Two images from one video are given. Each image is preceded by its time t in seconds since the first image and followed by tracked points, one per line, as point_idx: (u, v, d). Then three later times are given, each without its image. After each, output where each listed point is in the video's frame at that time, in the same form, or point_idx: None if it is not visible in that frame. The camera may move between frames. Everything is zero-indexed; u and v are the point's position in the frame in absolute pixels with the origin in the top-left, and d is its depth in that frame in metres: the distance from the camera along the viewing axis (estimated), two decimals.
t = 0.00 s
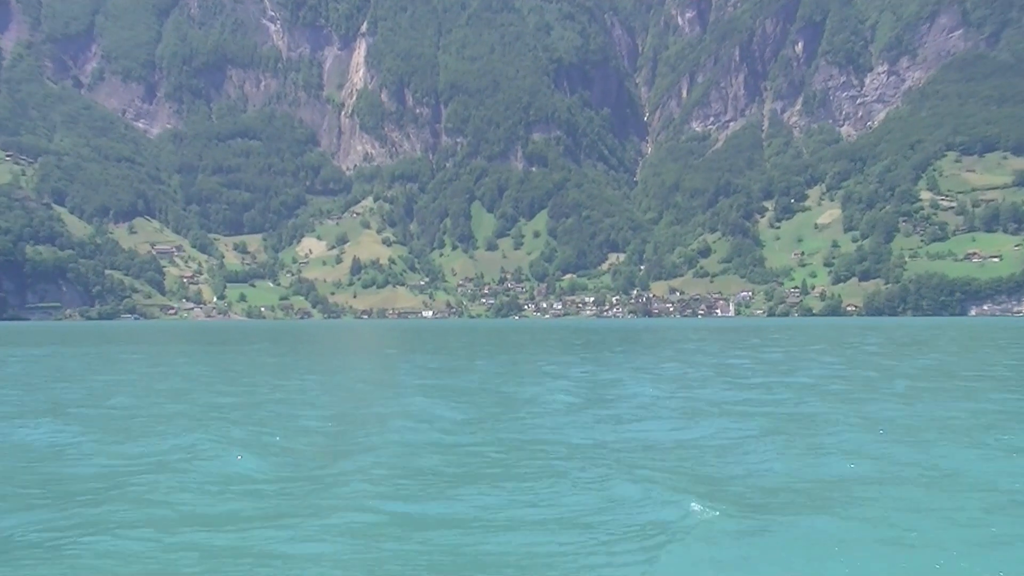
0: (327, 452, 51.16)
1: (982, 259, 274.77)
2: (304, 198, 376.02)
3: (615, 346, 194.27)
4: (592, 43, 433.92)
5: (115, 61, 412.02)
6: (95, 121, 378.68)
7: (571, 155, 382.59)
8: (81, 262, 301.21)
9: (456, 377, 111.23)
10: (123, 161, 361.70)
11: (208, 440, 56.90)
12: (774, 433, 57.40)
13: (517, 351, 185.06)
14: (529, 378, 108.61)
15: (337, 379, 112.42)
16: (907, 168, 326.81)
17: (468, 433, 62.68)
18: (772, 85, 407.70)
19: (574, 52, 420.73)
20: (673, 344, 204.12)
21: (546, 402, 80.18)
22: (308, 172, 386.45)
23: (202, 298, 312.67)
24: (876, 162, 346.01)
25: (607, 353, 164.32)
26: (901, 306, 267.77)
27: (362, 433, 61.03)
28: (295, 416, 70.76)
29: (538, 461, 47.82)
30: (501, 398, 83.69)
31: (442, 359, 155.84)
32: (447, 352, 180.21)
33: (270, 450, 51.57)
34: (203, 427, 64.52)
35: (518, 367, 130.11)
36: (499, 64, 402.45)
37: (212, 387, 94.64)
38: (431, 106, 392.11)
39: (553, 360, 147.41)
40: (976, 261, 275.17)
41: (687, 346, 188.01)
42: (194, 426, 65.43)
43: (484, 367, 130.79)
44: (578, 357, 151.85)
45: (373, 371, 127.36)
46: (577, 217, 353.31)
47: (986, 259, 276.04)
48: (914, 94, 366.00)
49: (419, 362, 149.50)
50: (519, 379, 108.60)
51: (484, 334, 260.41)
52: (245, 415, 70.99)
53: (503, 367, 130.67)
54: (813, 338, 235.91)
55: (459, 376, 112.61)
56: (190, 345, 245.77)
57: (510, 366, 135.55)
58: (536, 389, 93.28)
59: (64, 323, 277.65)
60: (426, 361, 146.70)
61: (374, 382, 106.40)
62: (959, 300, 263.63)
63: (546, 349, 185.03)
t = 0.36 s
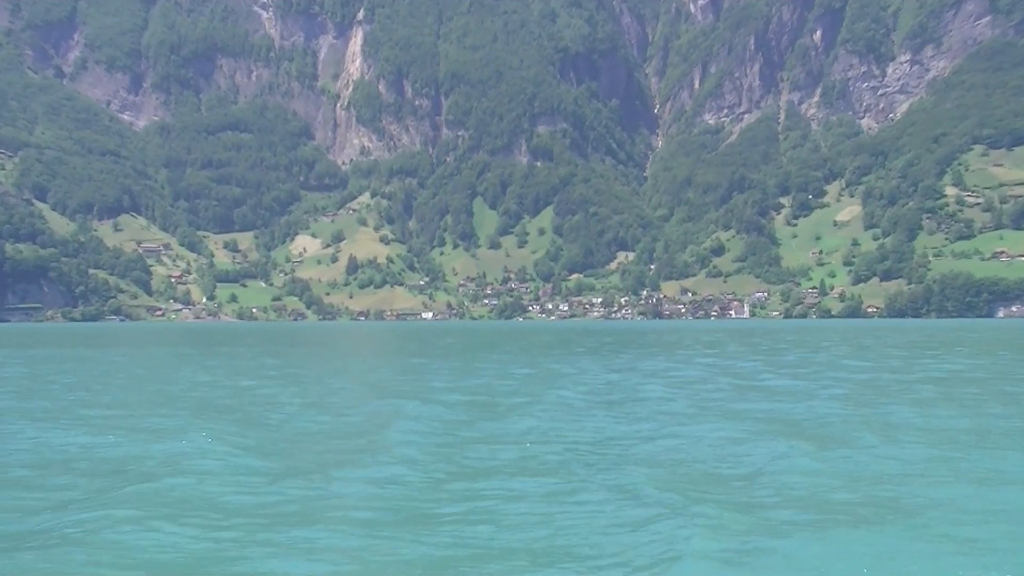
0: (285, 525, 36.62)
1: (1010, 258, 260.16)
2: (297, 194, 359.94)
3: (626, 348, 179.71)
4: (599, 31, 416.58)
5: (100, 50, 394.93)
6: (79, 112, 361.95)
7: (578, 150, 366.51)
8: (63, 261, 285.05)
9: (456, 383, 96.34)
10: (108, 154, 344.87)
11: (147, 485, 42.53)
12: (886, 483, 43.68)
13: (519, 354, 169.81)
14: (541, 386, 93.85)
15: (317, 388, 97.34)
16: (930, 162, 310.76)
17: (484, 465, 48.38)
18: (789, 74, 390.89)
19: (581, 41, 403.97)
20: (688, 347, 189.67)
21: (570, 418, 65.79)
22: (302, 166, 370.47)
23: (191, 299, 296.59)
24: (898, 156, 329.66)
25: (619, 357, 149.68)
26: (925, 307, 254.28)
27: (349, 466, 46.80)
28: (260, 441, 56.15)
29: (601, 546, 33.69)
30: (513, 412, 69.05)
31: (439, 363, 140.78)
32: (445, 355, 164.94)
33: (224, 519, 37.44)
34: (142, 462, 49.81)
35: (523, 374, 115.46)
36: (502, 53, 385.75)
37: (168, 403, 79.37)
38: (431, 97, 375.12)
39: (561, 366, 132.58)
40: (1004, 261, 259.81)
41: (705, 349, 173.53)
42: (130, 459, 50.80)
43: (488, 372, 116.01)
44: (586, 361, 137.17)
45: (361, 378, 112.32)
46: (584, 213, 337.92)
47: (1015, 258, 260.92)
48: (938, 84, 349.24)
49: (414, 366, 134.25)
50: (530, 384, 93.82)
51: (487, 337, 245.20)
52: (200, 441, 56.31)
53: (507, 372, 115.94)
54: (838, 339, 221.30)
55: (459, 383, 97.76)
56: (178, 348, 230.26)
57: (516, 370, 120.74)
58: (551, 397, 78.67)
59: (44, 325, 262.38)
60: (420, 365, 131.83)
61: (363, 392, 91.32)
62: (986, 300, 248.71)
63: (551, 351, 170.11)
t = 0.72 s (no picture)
0: None
1: None
2: (290, 190, 343.98)
3: (638, 353, 165.42)
4: (607, 19, 398.98)
5: (83, 39, 377.49)
6: (61, 104, 345.29)
7: (585, 143, 350.60)
8: (44, 261, 269.58)
9: (455, 406, 82.47)
10: (91, 149, 328.55)
11: None
12: None
13: (516, 358, 155.30)
14: (552, 410, 80.17)
15: (293, 408, 83.11)
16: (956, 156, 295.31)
17: (522, 571, 35.48)
18: (807, 64, 375.14)
19: (589, 29, 386.83)
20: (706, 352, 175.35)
21: (604, 470, 52.63)
22: (295, 161, 354.44)
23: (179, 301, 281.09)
24: (922, 149, 313.71)
25: (628, 363, 135.48)
26: (950, 308, 242.16)
27: None
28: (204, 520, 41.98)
29: None
30: (533, 456, 55.71)
31: (433, 370, 126.25)
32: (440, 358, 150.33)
33: None
34: (63, 567, 36.41)
35: (530, 385, 101.50)
36: (505, 42, 369.39)
37: (106, 442, 64.90)
38: (431, 89, 359.23)
39: (567, 373, 118.30)
40: None
41: (723, 356, 159.24)
42: (50, 560, 37.42)
43: (489, 385, 102.04)
44: (594, 370, 123.11)
45: (346, 392, 98.03)
46: (592, 210, 322.87)
47: None
48: (965, 74, 332.62)
49: (403, 374, 119.56)
50: (543, 410, 80.13)
51: (491, 341, 230.55)
52: (140, 519, 42.61)
53: (513, 385, 101.97)
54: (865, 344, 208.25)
55: (457, 404, 83.78)
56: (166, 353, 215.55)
57: (519, 380, 106.62)
58: (572, 436, 65.23)
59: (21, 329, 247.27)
60: (412, 375, 117.59)
61: (346, 415, 77.36)
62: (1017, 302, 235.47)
63: (553, 355, 155.79)
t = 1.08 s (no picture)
0: None
1: None
2: (283, 187, 328.41)
3: (654, 357, 150.75)
4: (615, 6, 382.43)
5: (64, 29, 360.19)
6: (41, 96, 328.71)
7: (593, 137, 334.49)
8: (24, 262, 254.51)
9: (460, 421, 68.19)
10: (74, 144, 312.44)
11: None
12: None
13: (518, 363, 140.28)
14: (571, 424, 65.98)
15: (260, 423, 68.60)
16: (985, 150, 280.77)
17: None
18: (828, 53, 359.41)
19: (597, 17, 370.55)
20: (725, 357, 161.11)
21: (668, 517, 38.82)
22: (289, 157, 338.56)
23: (168, 305, 265.07)
24: (948, 143, 298.43)
25: (643, 368, 120.95)
26: (978, 309, 230.08)
27: None
28: None
29: None
30: (579, 503, 41.61)
31: (429, 377, 111.52)
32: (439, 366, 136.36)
33: None
34: None
35: (540, 393, 87.11)
36: (508, 31, 353.61)
37: (25, 477, 50.59)
38: (431, 80, 344.36)
39: (577, 378, 103.75)
40: None
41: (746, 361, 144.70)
42: None
43: (493, 393, 87.61)
44: (607, 375, 108.70)
45: (327, 402, 83.42)
46: (600, 208, 307.92)
47: None
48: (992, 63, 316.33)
49: (394, 381, 104.72)
50: (562, 424, 65.85)
51: (495, 345, 215.60)
52: None
53: (520, 393, 87.45)
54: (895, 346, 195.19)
55: (457, 419, 69.54)
56: (152, 357, 200.23)
57: (525, 388, 92.12)
58: (602, 461, 51.38)
59: None
60: (407, 381, 102.86)
61: (328, 433, 62.98)
62: None
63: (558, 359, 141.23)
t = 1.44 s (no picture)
0: None
1: None
2: (276, 183, 313.20)
3: (672, 368, 136.91)
4: None
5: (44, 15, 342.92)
6: (21, 87, 312.92)
7: (602, 130, 318.91)
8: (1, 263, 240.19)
9: (465, 467, 55.27)
10: (55, 138, 297.13)
11: None
12: None
13: (523, 378, 126.93)
14: (607, 468, 52.67)
15: (220, 472, 55.55)
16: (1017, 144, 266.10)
17: None
18: (849, 41, 340.49)
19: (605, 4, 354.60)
20: (751, 364, 147.22)
21: None
22: (281, 151, 323.14)
23: (155, 306, 249.73)
24: (977, 135, 283.38)
25: (665, 384, 107.43)
26: (1009, 313, 217.61)
27: None
28: None
29: None
30: None
31: (426, 399, 98.13)
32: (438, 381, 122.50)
33: None
34: None
35: (555, 421, 73.90)
36: (512, 18, 338.36)
37: None
38: (431, 70, 330.49)
39: (594, 401, 90.25)
40: None
41: (776, 371, 130.95)
42: None
43: (502, 423, 74.42)
44: (627, 395, 95.28)
45: (305, 435, 70.28)
46: (609, 204, 293.40)
47: None
48: None
49: (385, 405, 91.40)
50: (591, 470, 53.02)
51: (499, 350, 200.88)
52: None
53: (533, 422, 74.31)
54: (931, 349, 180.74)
55: (460, 462, 56.66)
56: (131, 363, 185.85)
57: (538, 417, 78.92)
58: (670, 534, 38.95)
59: None
60: (400, 407, 89.56)
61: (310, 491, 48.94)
62: None
63: (567, 374, 127.70)
